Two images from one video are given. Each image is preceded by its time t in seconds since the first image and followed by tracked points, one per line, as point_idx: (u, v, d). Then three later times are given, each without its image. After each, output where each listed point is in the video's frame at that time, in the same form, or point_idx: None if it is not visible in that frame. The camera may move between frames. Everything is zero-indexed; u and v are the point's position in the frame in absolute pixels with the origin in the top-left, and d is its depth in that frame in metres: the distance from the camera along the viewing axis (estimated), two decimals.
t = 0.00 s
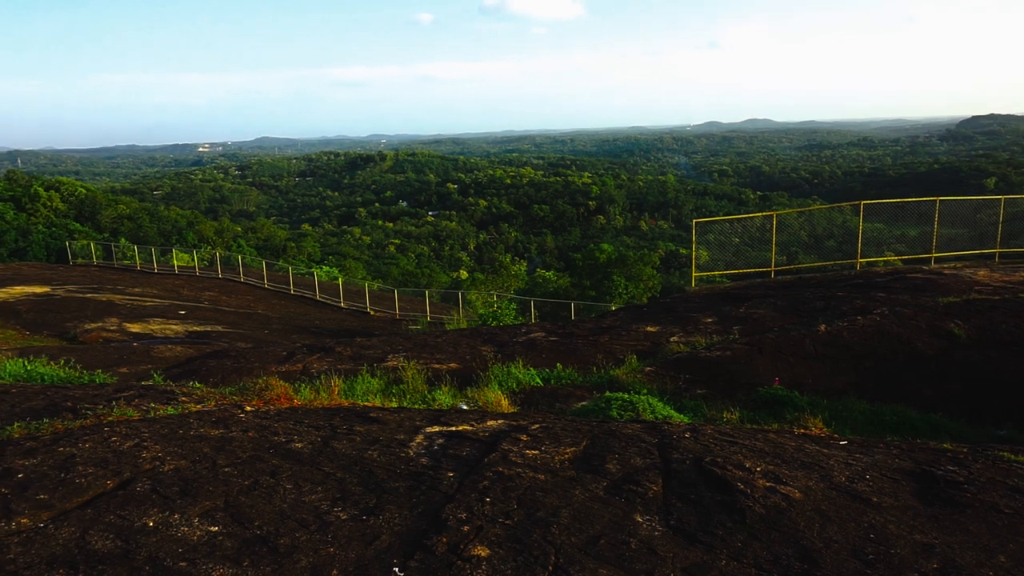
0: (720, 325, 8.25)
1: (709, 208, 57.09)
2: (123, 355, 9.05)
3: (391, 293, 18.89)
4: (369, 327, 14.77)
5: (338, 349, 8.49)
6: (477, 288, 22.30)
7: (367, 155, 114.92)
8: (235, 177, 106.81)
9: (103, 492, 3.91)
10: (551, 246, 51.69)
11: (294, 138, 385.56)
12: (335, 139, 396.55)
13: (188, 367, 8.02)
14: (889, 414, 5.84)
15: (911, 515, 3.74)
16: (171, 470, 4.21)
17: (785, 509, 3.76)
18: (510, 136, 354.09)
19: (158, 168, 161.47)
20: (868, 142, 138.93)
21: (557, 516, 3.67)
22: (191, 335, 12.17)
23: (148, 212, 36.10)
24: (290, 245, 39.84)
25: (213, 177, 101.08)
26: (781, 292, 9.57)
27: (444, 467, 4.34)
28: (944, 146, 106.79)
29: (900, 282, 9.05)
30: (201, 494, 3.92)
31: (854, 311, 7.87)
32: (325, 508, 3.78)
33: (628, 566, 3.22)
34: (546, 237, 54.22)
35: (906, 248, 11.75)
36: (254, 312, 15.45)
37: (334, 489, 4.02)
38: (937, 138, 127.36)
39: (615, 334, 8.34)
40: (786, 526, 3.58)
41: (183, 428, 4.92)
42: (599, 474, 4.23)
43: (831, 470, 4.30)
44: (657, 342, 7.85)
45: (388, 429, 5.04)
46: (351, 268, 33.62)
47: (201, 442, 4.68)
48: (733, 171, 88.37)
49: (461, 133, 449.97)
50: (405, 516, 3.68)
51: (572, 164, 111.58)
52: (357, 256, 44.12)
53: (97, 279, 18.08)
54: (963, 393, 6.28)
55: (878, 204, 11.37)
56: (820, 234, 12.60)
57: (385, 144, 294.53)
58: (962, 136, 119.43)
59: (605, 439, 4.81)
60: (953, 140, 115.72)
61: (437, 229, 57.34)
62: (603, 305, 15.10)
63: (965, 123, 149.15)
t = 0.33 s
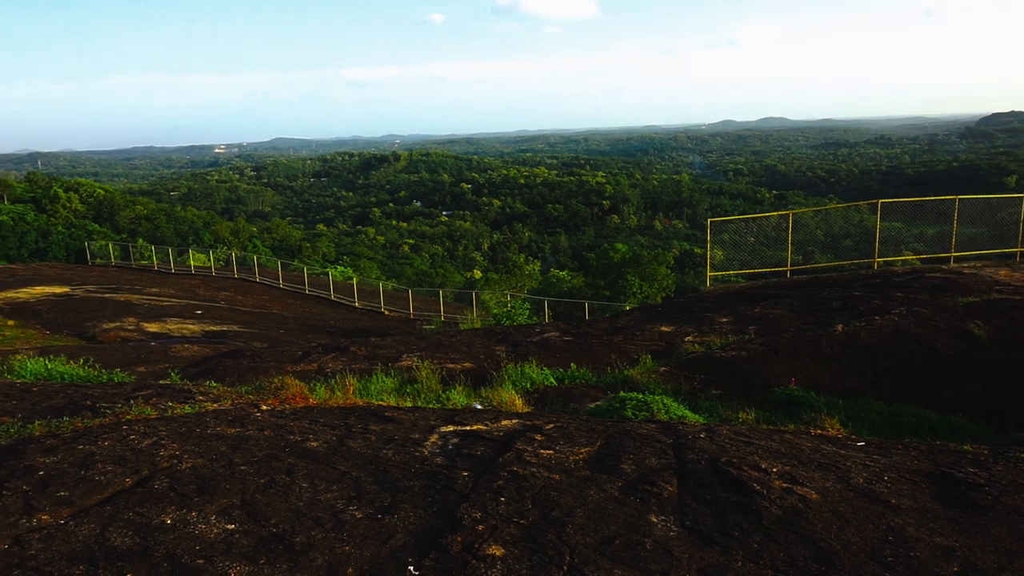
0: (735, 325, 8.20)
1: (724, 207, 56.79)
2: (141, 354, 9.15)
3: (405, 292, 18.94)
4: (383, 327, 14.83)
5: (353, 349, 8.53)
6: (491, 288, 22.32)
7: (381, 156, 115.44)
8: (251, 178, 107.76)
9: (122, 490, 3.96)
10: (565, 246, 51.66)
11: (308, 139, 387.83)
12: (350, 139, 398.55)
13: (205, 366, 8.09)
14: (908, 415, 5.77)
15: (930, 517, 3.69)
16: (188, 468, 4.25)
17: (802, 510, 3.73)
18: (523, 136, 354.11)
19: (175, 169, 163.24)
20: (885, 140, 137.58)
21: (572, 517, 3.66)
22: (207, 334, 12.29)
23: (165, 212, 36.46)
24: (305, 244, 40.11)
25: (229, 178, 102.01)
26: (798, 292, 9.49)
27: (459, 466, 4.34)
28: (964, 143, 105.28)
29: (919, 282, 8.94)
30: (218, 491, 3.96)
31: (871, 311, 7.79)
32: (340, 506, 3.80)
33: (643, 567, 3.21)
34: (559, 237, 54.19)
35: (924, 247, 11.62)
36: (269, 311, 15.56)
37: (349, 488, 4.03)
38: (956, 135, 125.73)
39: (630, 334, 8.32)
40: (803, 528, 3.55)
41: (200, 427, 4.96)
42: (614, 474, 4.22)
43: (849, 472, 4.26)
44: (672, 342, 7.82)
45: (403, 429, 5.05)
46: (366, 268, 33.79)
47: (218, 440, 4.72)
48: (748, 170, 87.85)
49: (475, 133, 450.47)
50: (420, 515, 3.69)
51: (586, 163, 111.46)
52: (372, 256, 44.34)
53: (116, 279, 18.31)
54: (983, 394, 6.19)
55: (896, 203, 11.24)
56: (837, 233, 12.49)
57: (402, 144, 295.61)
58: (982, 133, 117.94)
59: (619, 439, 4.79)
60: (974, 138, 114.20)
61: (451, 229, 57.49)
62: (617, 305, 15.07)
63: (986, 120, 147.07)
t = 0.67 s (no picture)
0: (750, 325, 8.15)
1: (739, 206, 56.45)
2: (158, 352, 9.24)
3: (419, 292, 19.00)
4: (398, 326, 14.87)
5: (367, 347, 8.57)
6: (505, 287, 22.34)
7: (395, 155, 115.69)
8: (267, 177, 108.52)
9: (140, 487, 4.00)
10: (579, 245, 51.59)
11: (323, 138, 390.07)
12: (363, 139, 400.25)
13: (221, 365, 8.15)
14: (925, 416, 5.71)
15: (950, 520, 3.65)
16: (204, 465, 4.29)
17: (818, 512, 3.70)
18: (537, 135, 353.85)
19: (193, 169, 164.84)
20: (903, 138, 136.26)
21: (586, 516, 3.66)
22: (223, 333, 12.40)
23: (182, 211, 36.79)
24: (320, 244, 40.33)
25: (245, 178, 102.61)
26: (814, 292, 9.41)
27: (473, 465, 4.35)
28: (984, 141, 103.91)
29: (937, 281, 8.83)
30: (234, 489, 3.99)
31: (889, 311, 7.71)
32: (355, 504, 3.82)
33: (658, 567, 3.20)
34: (574, 236, 54.13)
35: (943, 246, 11.48)
36: (285, 310, 15.64)
37: (364, 486, 4.05)
38: (976, 134, 124.16)
39: (644, 333, 8.29)
40: (820, 529, 3.53)
41: (217, 425, 5.01)
42: (628, 474, 4.21)
43: (866, 473, 4.22)
44: (686, 342, 7.78)
45: (417, 427, 5.07)
46: (381, 267, 33.91)
47: (234, 438, 4.76)
48: (763, 168, 87.33)
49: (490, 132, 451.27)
50: (434, 514, 3.70)
51: (600, 162, 111.20)
52: (386, 255, 44.51)
53: (133, 278, 18.49)
54: (1003, 395, 6.10)
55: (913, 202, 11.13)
56: (854, 233, 12.38)
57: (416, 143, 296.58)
58: (1003, 131, 116.31)
59: (634, 439, 4.78)
60: (994, 135, 112.61)
61: (466, 228, 57.59)
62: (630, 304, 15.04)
63: (1006, 118, 145.14)
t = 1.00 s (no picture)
0: (767, 324, 8.09)
1: (757, 205, 56.10)
2: (177, 349, 9.34)
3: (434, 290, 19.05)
4: (413, 324, 14.92)
5: (383, 345, 8.61)
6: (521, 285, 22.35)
7: (412, 154, 116.10)
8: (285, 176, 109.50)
9: (160, 481, 4.05)
10: (595, 243, 51.52)
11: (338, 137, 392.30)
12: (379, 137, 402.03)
13: (239, 361, 8.23)
14: (945, 418, 5.65)
15: (971, 523, 3.60)
16: (223, 461, 4.34)
17: (837, 513, 3.67)
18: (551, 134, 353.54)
19: (212, 168, 166.57)
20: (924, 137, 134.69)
21: (602, 515, 3.65)
22: (240, 330, 12.51)
23: (201, 209, 37.16)
24: (337, 241, 40.59)
25: (264, 177, 103.53)
26: (832, 292, 9.32)
27: (489, 463, 4.36)
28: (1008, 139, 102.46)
29: (959, 282, 8.71)
30: (252, 484, 4.03)
31: (910, 311, 7.62)
32: (372, 501, 3.84)
33: (674, 567, 3.19)
34: (590, 235, 54.07)
35: (964, 246, 11.33)
36: (301, 308, 15.76)
37: (381, 483, 4.07)
38: (999, 131, 122.41)
39: (660, 333, 8.25)
40: (839, 530, 3.50)
41: (235, 421, 5.06)
42: (645, 473, 4.19)
43: (885, 475, 4.17)
44: (703, 342, 7.74)
45: (433, 425, 5.09)
46: (397, 265, 34.06)
47: (252, 434, 4.81)
48: (781, 167, 86.77)
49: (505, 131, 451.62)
50: (450, 511, 3.71)
51: (616, 161, 110.96)
52: (402, 253, 44.73)
53: (152, 276, 18.72)
54: None
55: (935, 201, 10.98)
56: (873, 232, 12.25)
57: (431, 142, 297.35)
58: None
59: (650, 438, 4.76)
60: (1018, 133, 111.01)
61: (481, 226, 57.70)
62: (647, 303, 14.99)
63: None
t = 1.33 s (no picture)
0: (785, 324, 8.04)
1: (775, 203, 55.72)
2: (197, 346, 9.44)
3: (450, 289, 19.10)
4: (429, 323, 14.97)
5: (400, 343, 8.65)
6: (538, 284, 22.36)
7: (428, 153, 116.42)
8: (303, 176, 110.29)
9: (181, 476, 4.10)
10: (611, 242, 51.41)
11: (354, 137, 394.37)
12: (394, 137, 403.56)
13: (258, 359, 8.30)
14: (967, 419, 5.57)
15: (994, 526, 3.56)
16: (243, 457, 4.38)
17: (857, 514, 3.63)
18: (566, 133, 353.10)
19: (230, 168, 168.17)
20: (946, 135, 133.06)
21: (619, 514, 3.65)
22: (259, 328, 12.63)
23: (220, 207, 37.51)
24: (354, 240, 40.83)
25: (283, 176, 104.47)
26: (851, 292, 9.23)
27: (506, 461, 4.37)
28: None
29: (981, 281, 8.59)
30: (271, 480, 4.07)
31: (930, 311, 7.52)
32: (390, 498, 3.87)
33: (692, 567, 3.18)
34: (606, 234, 53.98)
35: (987, 245, 11.17)
36: (318, 306, 15.86)
37: (398, 480, 4.09)
38: None
39: (676, 332, 8.21)
40: (859, 532, 3.47)
41: (255, 417, 5.11)
42: (662, 473, 4.18)
43: (907, 477, 4.13)
44: (720, 341, 7.70)
45: (450, 423, 5.11)
46: (413, 264, 34.19)
47: (271, 430, 4.85)
48: (800, 165, 86.07)
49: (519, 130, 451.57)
50: (467, 509, 3.72)
51: (633, 159, 110.64)
52: (419, 252, 44.92)
53: (172, 274, 18.92)
54: None
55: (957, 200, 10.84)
56: (894, 231, 12.11)
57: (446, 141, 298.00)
58: None
59: (667, 438, 4.74)
60: None
61: (497, 225, 57.78)
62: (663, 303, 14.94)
63: None
